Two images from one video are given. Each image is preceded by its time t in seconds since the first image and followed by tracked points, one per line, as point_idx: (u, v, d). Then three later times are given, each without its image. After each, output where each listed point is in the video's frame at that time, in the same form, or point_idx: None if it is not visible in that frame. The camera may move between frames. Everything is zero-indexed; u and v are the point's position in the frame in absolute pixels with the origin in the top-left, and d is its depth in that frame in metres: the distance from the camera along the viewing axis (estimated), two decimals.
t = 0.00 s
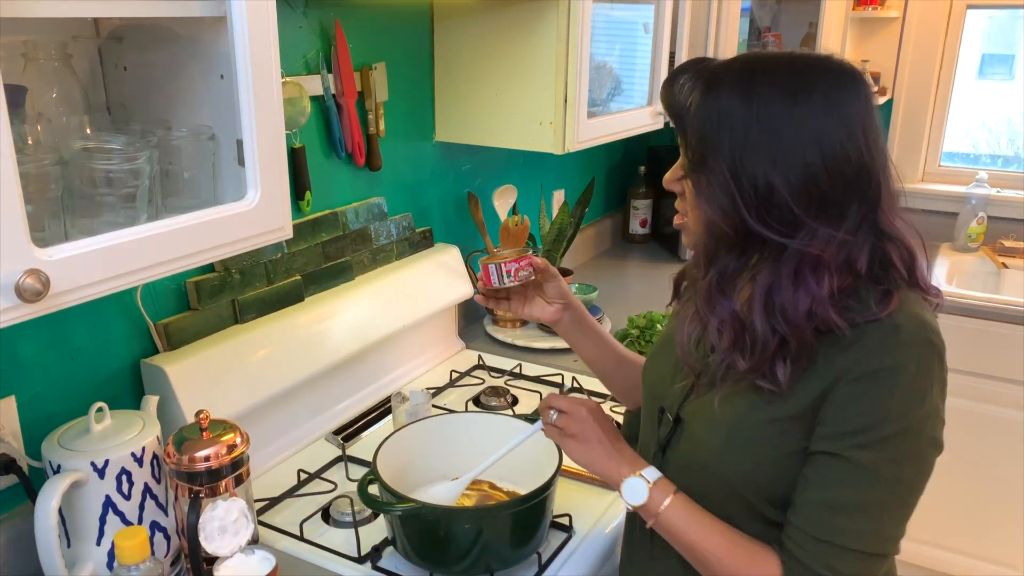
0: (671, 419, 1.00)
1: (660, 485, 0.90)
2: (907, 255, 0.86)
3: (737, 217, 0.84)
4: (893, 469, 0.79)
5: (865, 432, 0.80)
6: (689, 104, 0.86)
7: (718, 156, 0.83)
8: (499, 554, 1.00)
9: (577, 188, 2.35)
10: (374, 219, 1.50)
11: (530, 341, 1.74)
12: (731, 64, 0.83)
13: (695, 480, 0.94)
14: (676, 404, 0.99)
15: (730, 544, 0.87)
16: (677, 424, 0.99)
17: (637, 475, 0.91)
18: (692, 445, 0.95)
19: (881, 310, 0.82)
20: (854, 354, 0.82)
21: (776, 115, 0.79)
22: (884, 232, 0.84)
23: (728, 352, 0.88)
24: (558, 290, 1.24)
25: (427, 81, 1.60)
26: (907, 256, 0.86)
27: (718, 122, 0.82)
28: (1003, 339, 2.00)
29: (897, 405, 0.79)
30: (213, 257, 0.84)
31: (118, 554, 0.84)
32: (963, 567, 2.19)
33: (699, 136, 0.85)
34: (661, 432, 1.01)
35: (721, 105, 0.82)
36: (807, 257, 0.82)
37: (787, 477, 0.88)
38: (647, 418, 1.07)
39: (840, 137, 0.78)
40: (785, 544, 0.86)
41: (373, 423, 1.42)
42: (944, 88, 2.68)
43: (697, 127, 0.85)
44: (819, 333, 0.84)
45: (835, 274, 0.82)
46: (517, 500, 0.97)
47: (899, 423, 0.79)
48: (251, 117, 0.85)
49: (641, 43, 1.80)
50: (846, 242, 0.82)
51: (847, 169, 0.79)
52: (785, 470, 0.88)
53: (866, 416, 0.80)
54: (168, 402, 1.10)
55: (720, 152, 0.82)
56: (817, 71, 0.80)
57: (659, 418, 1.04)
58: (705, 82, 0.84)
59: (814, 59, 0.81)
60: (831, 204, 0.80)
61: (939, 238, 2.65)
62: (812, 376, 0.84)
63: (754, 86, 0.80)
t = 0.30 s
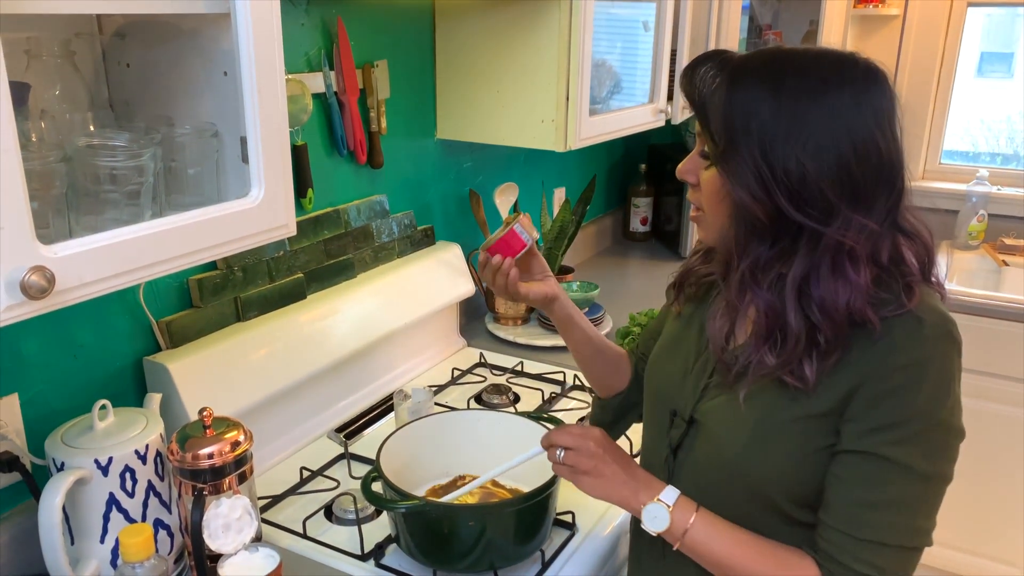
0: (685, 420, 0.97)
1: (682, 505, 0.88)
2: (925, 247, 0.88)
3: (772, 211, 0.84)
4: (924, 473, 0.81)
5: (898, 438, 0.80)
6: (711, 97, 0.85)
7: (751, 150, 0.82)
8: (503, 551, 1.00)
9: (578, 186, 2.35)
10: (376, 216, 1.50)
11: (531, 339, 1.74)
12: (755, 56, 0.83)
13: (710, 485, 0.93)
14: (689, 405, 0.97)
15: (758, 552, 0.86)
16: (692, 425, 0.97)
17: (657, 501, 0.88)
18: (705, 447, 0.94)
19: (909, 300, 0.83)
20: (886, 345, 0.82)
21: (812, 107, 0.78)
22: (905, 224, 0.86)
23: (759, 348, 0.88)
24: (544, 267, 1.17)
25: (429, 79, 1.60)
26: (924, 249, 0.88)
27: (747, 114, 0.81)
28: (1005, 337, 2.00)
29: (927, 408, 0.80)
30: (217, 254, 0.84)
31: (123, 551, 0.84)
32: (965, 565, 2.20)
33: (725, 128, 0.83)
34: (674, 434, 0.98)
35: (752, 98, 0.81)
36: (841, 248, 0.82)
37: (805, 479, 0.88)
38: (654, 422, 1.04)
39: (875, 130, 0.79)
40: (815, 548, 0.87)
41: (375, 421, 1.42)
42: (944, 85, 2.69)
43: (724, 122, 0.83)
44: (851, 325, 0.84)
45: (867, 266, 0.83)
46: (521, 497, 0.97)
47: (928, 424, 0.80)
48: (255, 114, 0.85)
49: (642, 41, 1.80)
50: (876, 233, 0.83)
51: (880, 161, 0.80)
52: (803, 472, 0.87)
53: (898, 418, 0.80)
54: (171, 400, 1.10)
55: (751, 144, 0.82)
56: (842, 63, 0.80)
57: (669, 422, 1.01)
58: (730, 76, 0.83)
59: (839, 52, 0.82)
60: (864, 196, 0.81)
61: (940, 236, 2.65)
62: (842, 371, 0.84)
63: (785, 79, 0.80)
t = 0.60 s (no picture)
0: (692, 420, 0.97)
1: (690, 511, 0.89)
2: (930, 246, 0.88)
3: (778, 204, 0.84)
4: (933, 474, 0.81)
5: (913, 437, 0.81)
6: (719, 90, 0.85)
7: (758, 144, 0.82)
8: (505, 549, 1.00)
9: (579, 183, 2.35)
10: (377, 214, 1.50)
11: (532, 337, 1.74)
12: (764, 50, 0.83)
13: (721, 485, 0.93)
14: (696, 405, 0.96)
15: (768, 553, 0.86)
16: (698, 424, 0.97)
17: (665, 508, 0.89)
18: (711, 446, 0.94)
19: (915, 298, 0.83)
20: (894, 343, 0.82)
21: (819, 103, 0.78)
22: (910, 222, 0.86)
23: (765, 343, 0.88)
24: (566, 273, 1.07)
25: (430, 76, 1.60)
26: (928, 249, 0.88)
27: (755, 108, 0.81)
28: (1005, 334, 2.00)
29: (940, 406, 0.81)
30: (219, 252, 0.84)
31: (126, 549, 0.83)
32: (967, 564, 2.20)
33: (733, 121, 0.83)
34: (681, 433, 0.98)
35: (760, 92, 0.81)
36: (846, 244, 0.82)
37: (809, 478, 0.88)
38: (659, 421, 1.03)
39: (881, 127, 0.79)
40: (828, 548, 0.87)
41: (376, 419, 1.42)
42: (945, 83, 2.68)
43: (731, 115, 0.83)
44: (856, 321, 0.84)
45: (872, 263, 0.84)
46: (524, 495, 0.97)
47: (939, 423, 0.81)
48: (257, 112, 0.85)
49: (643, 38, 1.80)
50: (881, 229, 0.83)
51: (887, 158, 0.80)
52: (809, 471, 0.87)
53: (910, 413, 0.81)
54: (173, 398, 1.10)
55: (758, 137, 0.81)
56: (850, 59, 0.80)
57: (675, 421, 1.00)
58: (738, 69, 0.83)
59: (848, 48, 0.82)
60: (869, 192, 0.81)
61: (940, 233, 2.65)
62: (848, 369, 0.84)
63: (793, 74, 0.80)
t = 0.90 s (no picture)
0: (702, 417, 0.97)
1: (704, 514, 0.90)
2: (937, 246, 0.88)
3: (787, 208, 0.84)
4: (939, 472, 0.81)
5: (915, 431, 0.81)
6: (727, 93, 0.85)
7: (767, 149, 0.82)
8: (510, 547, 1.00)
9: (580, 182, 2.35)
10: (380, 213, 1.50)
11: (535, 334, 1.75)
12: (773, 52, 0.83)
13: (733, 484, 0.94)
14: (707, 402, 0.96)
15: (774, 549, 0.87)
16: (709, 422, 0.97)
17: (681, 511, 0.90)
18: (722, 443, 0.94)
19: (924, 298, 0.84)
20: (902, 344, 0.83)
21: (828, 107, 0.79)
22: (916, 223, 0.87)
23: (774, 345, 0.88)
24: (571, 272, 1.07)
25: (433, 75, 1.60)
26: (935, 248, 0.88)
27: (764, 112, 0.81)
28: (1005, 333, 2.01)
29: (946, 401, 0.82)
30: (224, 252, 0.84)
31: (133, 546, 0.84)
32: (969, 562, 2.21)
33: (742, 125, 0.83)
34: (692, 431, 0.98)
35: (768, 96, 0.81)
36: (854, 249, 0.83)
37: (814, 475, 0.88)
38: (668, 419, 1.03)
39: (890, 131, 0.79)
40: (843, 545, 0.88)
41: (379, 418, 1.43)
42: (946, 81, 2.68)
43: (739, 120, 0.83)
44: (865, 323, 0.85)
45: (880, 266, 0.84)
46: (528, 493, 0.98)
47: (948, 420, 0.81)
48: (263, 113, 0.85)
49: (646, 36, 1.80)
50: (888, 232, 0.84)
51: (894, 161, 0.80)
52: (814, 469, 0.88)
53: (917, 407, 0.81)
54: (179, 396, 1.10)
55: (767, 141, 0.82)
56: (857, 63, 0.80)
57: (685, 419, 1.00)
58: (747, 72, 0.83)
59: (855, 51, 0.82)
60: (877, 196, 0.82)
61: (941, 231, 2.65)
62: (857, 369, 0.85)
63: (802, 77, 0.80)
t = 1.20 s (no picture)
0: (712, 415, 0.97)
1: (708, 512, 0.90)
2: (945, 245, 0.89)
3: (804, 208, 0.84)
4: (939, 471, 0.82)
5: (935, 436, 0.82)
6: (743, 93, 0.85)
7: (785, 148, 0.82)
8: (514, 544, 1.01)
9: (583, 181, 2.35)
10: (384, 212, 1.50)
11: (537, 333, 1.75)
12: (790, 53, 0.84)
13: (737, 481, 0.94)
14: (716, 401, 0.97)
15: (780, 546, 0.88)
16: (719, 420, 0.97)
17: (693, 510, 0.91)
18: (729, 442, 0.95)
19: (934, 297, 0.84)
20: (914, 343, 0.84)
21: (846, 109, 0.79)
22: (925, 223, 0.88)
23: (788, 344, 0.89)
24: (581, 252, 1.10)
25: (436, 75, 1.61)
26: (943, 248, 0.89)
27: (782, 112, 0.82)
28: (1006, 332, 2.01)
29: (960, 404, 0.83)
30: (230, 251, 0.84)
31: (141, 543, 0.85)
32: (971, 561, 2.22)
33: (761, 125, 0.83)
34: (701, 430, 0.98)
35: (786, 97, 0.81)
36: (870, 248, 0.83)
37: (816, 471, 0.89)
38: (676, 418, 1.04)
39: (906, 131, 0.80)
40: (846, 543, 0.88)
41: (383, 416, 1.43)
42: (948, 80, 2.68)
43: (756, 120, 0.84)
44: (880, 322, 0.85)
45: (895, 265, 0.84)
46: (533, 491, 0.98)
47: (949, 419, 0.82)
48: (270, 113, 0.86)
49: (648, 35, 1.81)
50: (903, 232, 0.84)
51: (911, 163, 0.81)
52: (816, 467, 0.88)
53: (933, 411, 0.82)
54: (185, 394, 1.11)
55: (785, 141, 0.82)
56: (874, 65, 0.81)
57: (694, 418, 1.01)
58: (764, 73, 0.84)
59: (870, 53, 0.83)
60: (894, 196, 0.82)
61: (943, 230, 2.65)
62: (870, 370, 0.86)
63: (819, 79, 0.80)
